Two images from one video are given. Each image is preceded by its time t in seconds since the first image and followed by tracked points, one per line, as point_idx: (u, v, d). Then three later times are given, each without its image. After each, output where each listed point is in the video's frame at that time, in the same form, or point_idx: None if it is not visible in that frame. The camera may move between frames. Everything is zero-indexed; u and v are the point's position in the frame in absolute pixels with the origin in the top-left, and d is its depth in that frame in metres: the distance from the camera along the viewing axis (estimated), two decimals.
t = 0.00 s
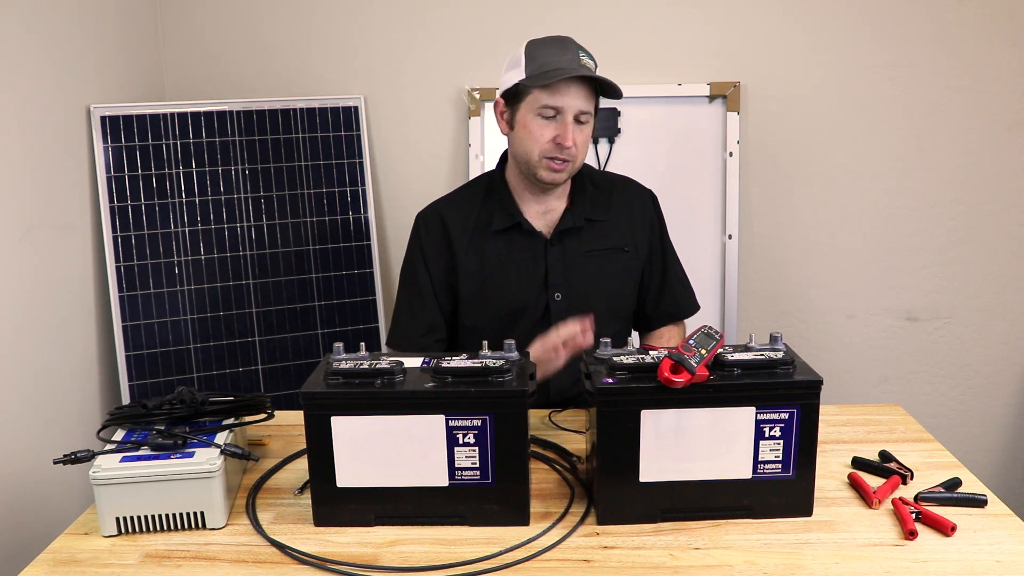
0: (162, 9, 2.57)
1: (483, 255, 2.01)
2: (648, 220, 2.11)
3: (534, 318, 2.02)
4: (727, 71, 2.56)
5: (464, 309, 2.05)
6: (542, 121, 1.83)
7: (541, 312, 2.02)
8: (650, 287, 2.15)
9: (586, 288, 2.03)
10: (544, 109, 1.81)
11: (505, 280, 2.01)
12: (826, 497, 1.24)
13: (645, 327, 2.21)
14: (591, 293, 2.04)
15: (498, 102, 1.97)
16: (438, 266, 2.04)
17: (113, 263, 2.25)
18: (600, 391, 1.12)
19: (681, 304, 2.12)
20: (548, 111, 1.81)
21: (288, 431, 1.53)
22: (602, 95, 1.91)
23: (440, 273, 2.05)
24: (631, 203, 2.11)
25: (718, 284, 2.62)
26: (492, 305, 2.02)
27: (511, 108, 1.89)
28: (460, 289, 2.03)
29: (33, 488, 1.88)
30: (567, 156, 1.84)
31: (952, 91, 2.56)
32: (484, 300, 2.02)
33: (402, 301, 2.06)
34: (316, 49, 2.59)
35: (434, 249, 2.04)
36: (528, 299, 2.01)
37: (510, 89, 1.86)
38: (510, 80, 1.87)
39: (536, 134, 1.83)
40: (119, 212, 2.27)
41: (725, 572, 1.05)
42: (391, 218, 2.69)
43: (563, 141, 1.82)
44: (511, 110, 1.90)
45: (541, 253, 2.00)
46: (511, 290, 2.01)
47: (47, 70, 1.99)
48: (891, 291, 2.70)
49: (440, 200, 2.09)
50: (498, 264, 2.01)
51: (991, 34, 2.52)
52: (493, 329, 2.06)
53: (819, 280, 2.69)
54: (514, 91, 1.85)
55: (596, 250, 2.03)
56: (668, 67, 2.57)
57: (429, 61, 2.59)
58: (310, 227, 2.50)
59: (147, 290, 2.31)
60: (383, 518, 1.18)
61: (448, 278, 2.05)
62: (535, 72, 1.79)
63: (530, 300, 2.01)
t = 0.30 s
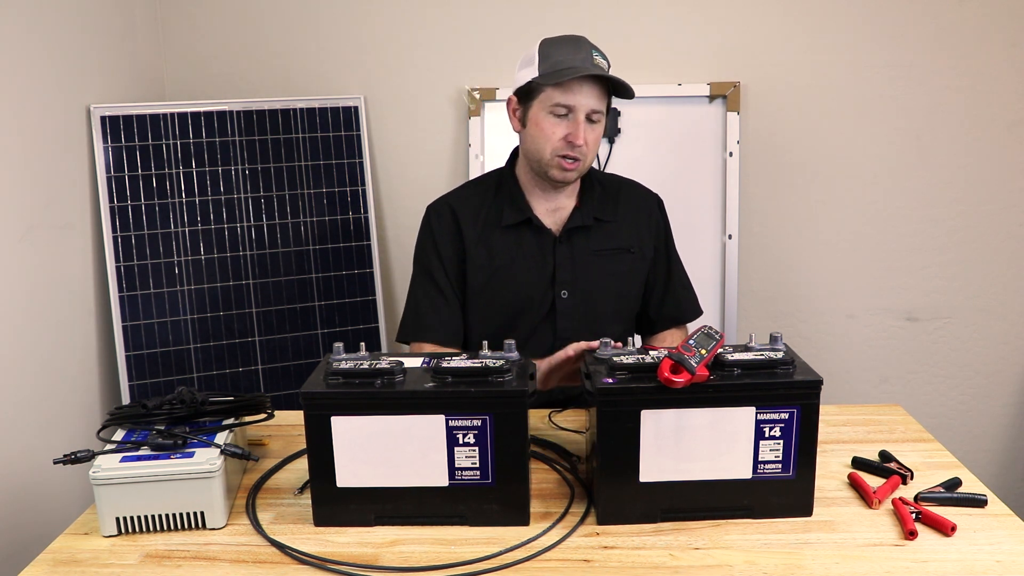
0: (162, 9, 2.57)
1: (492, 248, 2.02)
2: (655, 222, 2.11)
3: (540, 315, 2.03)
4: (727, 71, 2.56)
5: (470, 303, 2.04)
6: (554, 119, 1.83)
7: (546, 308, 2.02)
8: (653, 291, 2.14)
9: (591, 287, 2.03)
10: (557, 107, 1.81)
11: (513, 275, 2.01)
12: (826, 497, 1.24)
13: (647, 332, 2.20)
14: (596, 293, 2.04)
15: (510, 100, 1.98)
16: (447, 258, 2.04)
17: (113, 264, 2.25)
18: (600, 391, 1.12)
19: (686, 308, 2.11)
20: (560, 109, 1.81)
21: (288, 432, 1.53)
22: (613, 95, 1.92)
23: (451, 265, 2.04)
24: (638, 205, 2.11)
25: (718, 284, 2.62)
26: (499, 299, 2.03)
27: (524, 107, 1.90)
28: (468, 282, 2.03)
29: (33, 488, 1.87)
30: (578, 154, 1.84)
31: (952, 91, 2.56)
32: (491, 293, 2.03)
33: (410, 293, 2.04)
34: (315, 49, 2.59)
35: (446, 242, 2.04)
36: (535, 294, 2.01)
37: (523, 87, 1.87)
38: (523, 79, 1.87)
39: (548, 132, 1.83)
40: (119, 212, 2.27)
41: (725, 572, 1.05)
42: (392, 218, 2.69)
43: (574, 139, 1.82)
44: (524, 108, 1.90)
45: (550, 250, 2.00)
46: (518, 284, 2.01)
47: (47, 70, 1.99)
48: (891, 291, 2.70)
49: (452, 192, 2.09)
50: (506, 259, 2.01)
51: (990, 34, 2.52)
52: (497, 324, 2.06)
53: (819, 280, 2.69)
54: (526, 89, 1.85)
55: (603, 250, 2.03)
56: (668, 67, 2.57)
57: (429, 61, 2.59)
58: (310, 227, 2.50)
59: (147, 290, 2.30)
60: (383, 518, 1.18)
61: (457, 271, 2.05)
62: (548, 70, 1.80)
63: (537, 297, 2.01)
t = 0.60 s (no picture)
0: (162, 8, 2.57)
1: (497, 245, 2.02)
2: (661, 224, 2.11)
3: (544, 313, 2.03)
4: (727, 71, 2.56)
5: (474, 299, 2.05)
6: (561, 116, 1.84)
7: (551, 306, 2.02)
8: (656, 294, 2.14)
9: (596, 286, 2.03)
10: (564, 104, 1.83)
11: (518, 272, 2.01)
12: (826, 497, 1.24)
13: (648, 334, 2.20)
14: (601, 292, 2.04)
15: (518, 99, 1.99)
16: (453, 255, 2.04)
17: (113, 263, 2.25)
18: (600, 391, 1.12)
19: (688, 311, 2.11)
20: (568, 106, 1.83)
21: (288, 432, 1.53)
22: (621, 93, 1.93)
23: (456, 262, 2.04)
24: (644, 206, 2.11)
25: (718, 284, 2.62)
26: (503, 296, 2.03)
27: (532, 105, 1.91)
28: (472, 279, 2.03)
29: (33, 487, 1.88)
30: (585, 151, 1.85)
31: (952, 90, 2.56)
32: (495, 290, 2.03)
33: (415, 288, 2.04)
34: (315, 49, 2.59)
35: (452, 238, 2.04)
36: (540, 292, 2.01)
37: (530, 86, 1.88)
38: (531, 77, 1.89)
39: (555, 129, 1.85)
40: (119, 212, 2.27)
41: (725, 572, 1.05)
42: (392, 218, 2.69)
43: (581, 136, 1.82)
44: (531, 106, 1.92)
45: (556, 248, 2.00)
46: (523, 281, 2.01)
47: (47, 70, 1.99)
48: (891, 291, 2.70)
49: (459, 188, 2.10)
50: (511, 256, 2.01)
51: (990, 33, 2.52)
52: (500, 321, 2.06)
53: (819, 279, 2.69)
54: (534, 87, 1.87)
55: (608, 250, 2.03)
56: (668, 67, 2.57)
57: (429, 61, 2.59)
58: (310, 227, 2.50)
59: (147, 290, 2.30)
60: (383, 518, 1.18)
61: (462, 267, 2.05)
62: (556, 68, 1.81)
63: (542, 294, 2.01)
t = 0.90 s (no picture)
0: (161, 8, 2.57)
1: (503, 244, 2.02)
2: (665, 224, 2.12)
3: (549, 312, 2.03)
4: (727, 71, 2.56)
5: (479, 298, 2.05)
6: (561, 114, 1.86)
7: (557, 305, 2.02)
8: (660, 294, 2.15)
9: (601, 286, 2.03)
10: (564, 101, 1.84)
11: (523, 271, 2.01)
12: (826, 497, 1.24)
13: (651, 334, 2.20)
14: (606, 293, 2.04)
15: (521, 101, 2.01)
16: (459, 254, 2.04)
17: (113, 263, 2.25)
18: (600, 391, 1.12)
19: (692, 312, 2.12)
20: (567, 103, 1.84)
21: (288, 432, 1.53)
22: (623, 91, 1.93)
23: (462, 261, 2.04)
24: (649, 206, 2.11)
25: (718, 284, 2.62)
26: (508, 296, 2.03)
27: (533, 105, 1.93)
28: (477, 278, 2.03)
29: (33, 487, 1.88)
30: (587, 147, 1.85)
31: (952, 91, 2.56)
32: (499, 289, 2.03)
33: (420, 287, 2.04)
34: (315, 49, 2.59)
35: (457, 237, 2.04)
36: (546, 291, 2.01)
37: (531, 85, 1.90)
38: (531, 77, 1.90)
39: (555, 126, 1.86)
40: (119, 212, 2.27)
41: (725, 572, 1.05)
42: (392, 218, 2.69)
43: (581, 132, 1.83)
44: (532, 105, 1.93)
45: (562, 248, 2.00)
46: (528, 280, 2.01)
47: (47, 70, 1.99)
48: (891, 291, 2.70)
49: (465, 187, 2.09)
50: (517, 255, 2.01)
51: (990, 33, 2.52)
52: (504, 320, 2.06)
53: (819, 280, 2.69)
54: (534, 86, 1.89)
55: (613, 250, 2.04)
56: (668, 67, 2.57)
57: (428, 61, 2.59)
58: (310, 228, 2.50)
59: (147, 290, 2.30)
60: (383, 518, 1.18)
61: (467, 265, 2.05)
62: (554, 66, 1.82)
63: (548, 293, 2.01)
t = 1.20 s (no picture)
0: (161, 8, 2.57)
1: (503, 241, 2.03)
2: (667, 228, 2.11)
3: (548, 313, 2.02)
4: (727, 71, 2.56)
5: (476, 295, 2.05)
6: (560, 119, 1.86)
7: (557, 306, 2.01)
8: (661, 298, 2.13)
9: (602, 289, 2.03)
10: (563, 107, 1.85)
11: (522, 269, 2.01)
12: (826, 497, 1.24)
13: (652, 338, 2.19)
14: (607, 295, 2.03)
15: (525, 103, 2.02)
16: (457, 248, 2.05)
17: (113, 263, 2.25)
18: (600, 391, 1.12)
19: (692, 316, 2.10)
20: (566, 108, 1.85)
21: (288, 431, 1.53)
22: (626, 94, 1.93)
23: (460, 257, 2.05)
24: (651, 210, 2.11)
25: (717, 284, 2.62)
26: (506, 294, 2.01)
27: (535, 108, 1.94)
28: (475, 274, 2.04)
29: (33, 488, 1.88)
30: (585, 152, 1.86)
31: (952, 90, 2.56)
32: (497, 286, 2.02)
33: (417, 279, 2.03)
34: (315, 49, 2.59)
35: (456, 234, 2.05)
36: (546, 291, 2.01)
37: (533, 89, 1.91)
38: (534, 80, 1.92)
39: (554, 131, 1.87)
40: (119, 212, 2.27)
41: (724, 572, 1.05)
42: (392, 218, 2.69)
43: (579, 137, 1.84)
44: (535, 109, 1.94)
45: (563, 248, 2.01)
46: (527, 278, 2.01)
47: (47, 70, 1.99)
48: (892, 291, 2.70)
49: (466, 185, 2.12)
50: (517, 253, 2.02)
51: (990, 33, 2.52)
52: (501, 319, 2.03)
53: (819, 279, 2.69)
54: (536, 90, 1.90)
55: (615, 252, 2.04)
56: (668, 67, 2.57)
57: (428, 61, 2.58)
58: (310, 228, 2.50)
59: (147, 290, 2.30)
60: (383, 518, 1.18)
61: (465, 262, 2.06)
62: (554, 71, 1.83)
63: (548, 294, 2.01)
